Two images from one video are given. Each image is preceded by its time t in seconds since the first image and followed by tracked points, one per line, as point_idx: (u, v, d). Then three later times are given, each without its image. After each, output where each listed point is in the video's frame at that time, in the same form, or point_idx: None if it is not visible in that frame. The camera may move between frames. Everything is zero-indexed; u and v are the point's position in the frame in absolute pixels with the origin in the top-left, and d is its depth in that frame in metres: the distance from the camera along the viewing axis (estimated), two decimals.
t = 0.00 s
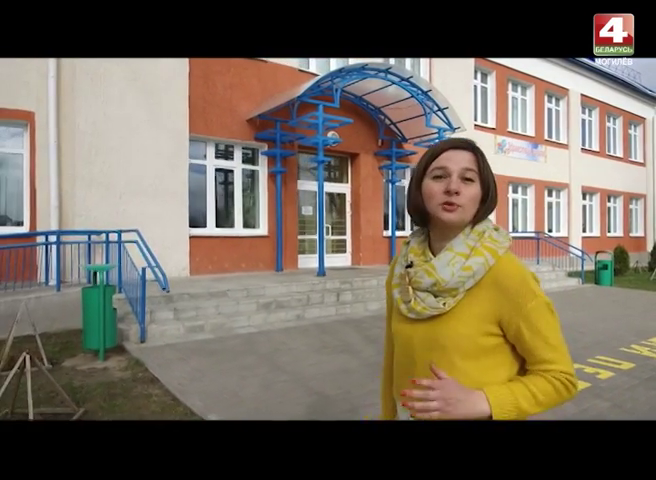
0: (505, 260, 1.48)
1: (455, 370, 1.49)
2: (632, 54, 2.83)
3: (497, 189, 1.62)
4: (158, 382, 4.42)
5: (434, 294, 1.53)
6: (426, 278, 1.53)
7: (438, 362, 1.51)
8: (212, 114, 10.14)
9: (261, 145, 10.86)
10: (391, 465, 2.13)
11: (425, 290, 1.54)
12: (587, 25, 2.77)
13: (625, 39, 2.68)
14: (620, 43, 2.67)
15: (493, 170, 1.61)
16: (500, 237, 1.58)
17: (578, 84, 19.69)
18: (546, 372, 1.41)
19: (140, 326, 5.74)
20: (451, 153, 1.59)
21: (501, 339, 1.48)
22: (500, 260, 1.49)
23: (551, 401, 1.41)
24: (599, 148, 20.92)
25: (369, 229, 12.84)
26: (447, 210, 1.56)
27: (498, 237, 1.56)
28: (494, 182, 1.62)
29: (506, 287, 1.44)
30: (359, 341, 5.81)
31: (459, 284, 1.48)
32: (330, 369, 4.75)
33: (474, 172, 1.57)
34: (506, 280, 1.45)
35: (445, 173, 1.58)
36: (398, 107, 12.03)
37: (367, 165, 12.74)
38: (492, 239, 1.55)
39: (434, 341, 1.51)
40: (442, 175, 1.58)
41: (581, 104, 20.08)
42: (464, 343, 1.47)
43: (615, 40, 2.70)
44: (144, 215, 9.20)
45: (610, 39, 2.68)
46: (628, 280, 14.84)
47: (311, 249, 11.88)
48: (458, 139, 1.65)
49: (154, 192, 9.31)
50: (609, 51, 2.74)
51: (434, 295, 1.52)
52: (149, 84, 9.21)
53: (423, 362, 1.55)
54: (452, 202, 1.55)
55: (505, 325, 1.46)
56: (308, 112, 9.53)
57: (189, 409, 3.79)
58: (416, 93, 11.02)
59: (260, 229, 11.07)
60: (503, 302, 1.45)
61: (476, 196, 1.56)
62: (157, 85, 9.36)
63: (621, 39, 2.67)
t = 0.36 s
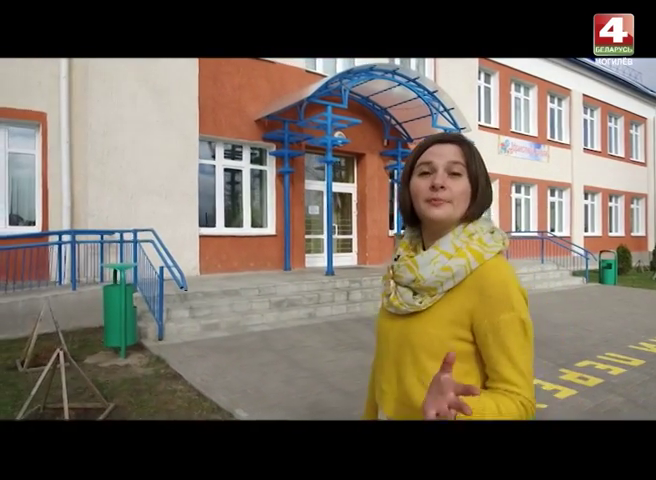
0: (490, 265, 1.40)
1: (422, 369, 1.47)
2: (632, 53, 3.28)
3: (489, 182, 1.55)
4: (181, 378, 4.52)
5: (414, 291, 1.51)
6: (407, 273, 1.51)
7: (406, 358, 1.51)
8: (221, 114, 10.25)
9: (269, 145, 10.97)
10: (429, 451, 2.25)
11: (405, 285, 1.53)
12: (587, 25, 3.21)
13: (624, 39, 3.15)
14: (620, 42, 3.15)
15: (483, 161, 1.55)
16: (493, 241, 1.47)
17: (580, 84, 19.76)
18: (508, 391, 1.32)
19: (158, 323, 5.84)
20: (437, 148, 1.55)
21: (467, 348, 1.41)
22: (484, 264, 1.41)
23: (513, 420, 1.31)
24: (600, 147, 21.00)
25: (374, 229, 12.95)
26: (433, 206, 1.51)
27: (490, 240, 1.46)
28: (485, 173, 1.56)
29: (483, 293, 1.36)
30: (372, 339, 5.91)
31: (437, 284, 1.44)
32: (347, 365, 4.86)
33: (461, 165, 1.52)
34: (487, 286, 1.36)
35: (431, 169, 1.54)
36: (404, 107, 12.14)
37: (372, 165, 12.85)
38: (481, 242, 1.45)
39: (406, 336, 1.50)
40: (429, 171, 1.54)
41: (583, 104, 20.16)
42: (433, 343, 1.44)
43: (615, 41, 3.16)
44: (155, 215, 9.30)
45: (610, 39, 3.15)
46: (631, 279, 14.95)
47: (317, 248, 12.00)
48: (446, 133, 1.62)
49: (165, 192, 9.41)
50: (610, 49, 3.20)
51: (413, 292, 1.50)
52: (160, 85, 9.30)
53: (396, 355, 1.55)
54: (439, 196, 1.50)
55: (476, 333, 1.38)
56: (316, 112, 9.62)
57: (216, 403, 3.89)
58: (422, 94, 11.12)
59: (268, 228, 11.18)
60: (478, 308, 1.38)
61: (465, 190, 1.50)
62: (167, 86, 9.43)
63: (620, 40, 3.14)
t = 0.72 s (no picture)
0: (506, 269, 1.38)
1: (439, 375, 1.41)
2: (632, 53, 2.84)
3: (484, 182, 1.48)
4: (200, 374, 4.66)
5: (430, 298, 1.43)
6: (424, 281, 1.43)
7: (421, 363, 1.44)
8: (229, 116, 10.39)
9: (276, 146, 11.11)
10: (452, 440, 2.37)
11: (421, 293, 1.45)
12: (587, 25, 2.81)
13: (624, 39, 2.72)
14: (620, 43, 2.72)
15: (478, 164, 1.44)
16: (503, 244, 1.48)
17: (581, 84, 19.85)
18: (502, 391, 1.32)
19: (173, 322, 5.98)
20: (426, 164, 1.43)
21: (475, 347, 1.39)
22: (502, 267, 1.39)
23: (484, 415, 1.32)
24: (600, 147, 20.95)
25: (379, 229, 13.08)
26: (436, 228, 1.44)
27: (501, 243, 1.46)
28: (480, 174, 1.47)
29: (500, 299, 1.34)
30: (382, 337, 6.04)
31: (459, 291, 1.38)
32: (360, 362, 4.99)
33: (456, 178, 1.42)
34: (506, 291, 1.35)
35: (425, 188, 1.44)
36: (408, 109, 12.27)
37: (377, 166, 12.97)
38: (494, 245, 1.45)
39: (423, 342, 1.43)
40: (423, 190, 1.44)
41: (585, 104, 20.28)
42: (450, 346, 1.40)
43: (615, 40, 2.74)
44: (164, 215, 9.44)
45: (610, 39, 2.72)
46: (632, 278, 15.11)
47: (322, 248, 12.16)
48: (429, 137, 1.47)
49: (174, 192, 9.54)
50: (610, 50, 2.78)
51: (431, 299, 1.42)
52: (169, 87, 9.42)
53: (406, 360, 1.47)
54: (442, 216, 1.43)
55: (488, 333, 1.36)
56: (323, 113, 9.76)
57: (237, 399, 4.02)
58: (426, 95, 11.27)
59: (274, 228, 11.32)
60: (494, 310, 1.35)
61: (464, 203, 1.43)
62: (175, 88, 9.55)
63: (620, 40, 2.72)
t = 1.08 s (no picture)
0: (494, 277, 1.52)
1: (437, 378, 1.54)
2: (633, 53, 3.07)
3: (466, 187, 1.59)
4: (220, 368, 4.85)
5: (423, 307, 1.55)
6: (417, 290, 1.54)
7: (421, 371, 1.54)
8: (237, 118, 10.59)
9: (282, 147, 11.31)
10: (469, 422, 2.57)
11: (413, 302, 1.55)
12: (587, 25, 3.10)
13: (624, 39, 3.00)
14: (619, 42, 3.00)
15: (458, 170, 1.58)
16: (488, 250, 1.62)
17: (581, 86, 19.98)
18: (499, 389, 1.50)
19: (189, 318, 6.16)
20: (411, 169, 1.56)
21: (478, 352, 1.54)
22: (489, 275, 1.53)
23: (503, 413, 1.50)
24: (600, 148, 21.29)
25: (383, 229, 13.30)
26: (423, 229, 1.54)
27: (486, 250, 1.59)
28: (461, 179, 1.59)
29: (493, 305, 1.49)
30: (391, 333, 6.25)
31: (451, 299, 1.51)
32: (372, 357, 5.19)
33: (439, 181, 1.54)
34: (497, 298, 1.50)
35: (411, 192, 1.55)
36: (412, 110, 12.47)
37: (381, 166, 13.15)
38: (481, 253, 1.58)
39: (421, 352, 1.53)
40: (409, 193, 1.56)
41: (584, 105, 20.47)
42: (452, 354, 1.52)
43: (615, 41, 3.02)
44: (174, 215, 9.62)
45: (610, 39, 3.01)
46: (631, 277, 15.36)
47: (327, 247, 12.38)
48: (413, 147, 1.61)
49: (184, 193, 9.73)
50: (610, 50, 3.04)
51: (424, 308, 1.54)
52: (180, 91, 9.63)
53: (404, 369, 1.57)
54: (427, 218, 1.53)
55: (487, 339, 1.51)
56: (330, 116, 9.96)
57: (258, 390, 4.21)
58: (430, 97, 11.46)
59: (281, 228, 11.53)
60: (491, 318, 1.50)
61: (448, 205, 1.54)
62: (185, 92, 9.73)
63: (620, 39, 3.00)
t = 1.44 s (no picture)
0: (473, 272, 1.44)
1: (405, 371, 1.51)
2: (633, 53, 3.02)
3: (444, 186, 1.50)
4: (238, 365, 4.99)
5: (399, 296, 1.53)
6: (393, 279, 1.52)
7: (390, 359, 1.54)
8: (245, 119, 10.73)
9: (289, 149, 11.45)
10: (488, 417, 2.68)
11: (390, 291, 1.54)
12: (588, 25, 3.05)
13: (625, 38, 2.93)
14: (621, 41, 2.93)
15: (433, 170, 1.49)
16: (474, 247, 1.54)
17: (582, 88, 20.14)
18: (446, 392, 1.39)
19: (204, 317, 6.30)
20: (381, 173, 1.52)
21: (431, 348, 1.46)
22: (467, 269, 1.46)
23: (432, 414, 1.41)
24: (601, 149, 21.38)
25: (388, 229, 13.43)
26: (392, 233, 1.54)
27: (471, 246, 1.52)
28: (439, 178, 1.50)
29: (463, 297, 1.41)
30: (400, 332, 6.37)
31: (424, 290, 1.46)
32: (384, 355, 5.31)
33: (406, 186, 1.48)
34: (468, 292, 1.41)
35: (381, 197, 1.54)
36: (417, 112, 12.59)
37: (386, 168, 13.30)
38: (464, 248, 1.51)
39: (392, 339, 1.53)
40: (380, 198, 1.54)
41: (586, 107, 20.61)
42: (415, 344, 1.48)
43: (616, 39, 2.96)
44: (185, 216, 9.76)
45: (611, 38, 2.94)
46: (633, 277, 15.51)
47: (333, 248, 12.50)
48: (389, 147, 1.55)
49: (194, 193, 9.87)
50: (611, 49, 2.99)
51: (399, 297, 1.52)
52: (190, 94, 9.76)
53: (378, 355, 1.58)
54: (394, 223, 1.52)
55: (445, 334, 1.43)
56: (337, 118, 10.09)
57: (278, 387, 4.38)
58: (435, 99, 11.59)
59: (287, 229, 11.65)
60: (454, 310, 1.43)
61: (418, 209, 1.50)
62: (195, 96, 9.86)
63: (621, 38, 2.93)
